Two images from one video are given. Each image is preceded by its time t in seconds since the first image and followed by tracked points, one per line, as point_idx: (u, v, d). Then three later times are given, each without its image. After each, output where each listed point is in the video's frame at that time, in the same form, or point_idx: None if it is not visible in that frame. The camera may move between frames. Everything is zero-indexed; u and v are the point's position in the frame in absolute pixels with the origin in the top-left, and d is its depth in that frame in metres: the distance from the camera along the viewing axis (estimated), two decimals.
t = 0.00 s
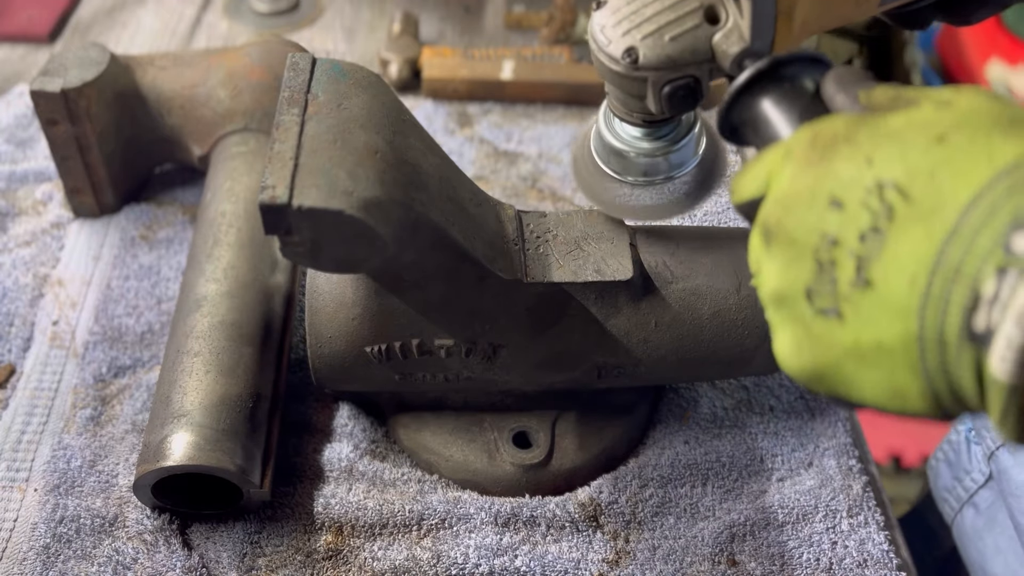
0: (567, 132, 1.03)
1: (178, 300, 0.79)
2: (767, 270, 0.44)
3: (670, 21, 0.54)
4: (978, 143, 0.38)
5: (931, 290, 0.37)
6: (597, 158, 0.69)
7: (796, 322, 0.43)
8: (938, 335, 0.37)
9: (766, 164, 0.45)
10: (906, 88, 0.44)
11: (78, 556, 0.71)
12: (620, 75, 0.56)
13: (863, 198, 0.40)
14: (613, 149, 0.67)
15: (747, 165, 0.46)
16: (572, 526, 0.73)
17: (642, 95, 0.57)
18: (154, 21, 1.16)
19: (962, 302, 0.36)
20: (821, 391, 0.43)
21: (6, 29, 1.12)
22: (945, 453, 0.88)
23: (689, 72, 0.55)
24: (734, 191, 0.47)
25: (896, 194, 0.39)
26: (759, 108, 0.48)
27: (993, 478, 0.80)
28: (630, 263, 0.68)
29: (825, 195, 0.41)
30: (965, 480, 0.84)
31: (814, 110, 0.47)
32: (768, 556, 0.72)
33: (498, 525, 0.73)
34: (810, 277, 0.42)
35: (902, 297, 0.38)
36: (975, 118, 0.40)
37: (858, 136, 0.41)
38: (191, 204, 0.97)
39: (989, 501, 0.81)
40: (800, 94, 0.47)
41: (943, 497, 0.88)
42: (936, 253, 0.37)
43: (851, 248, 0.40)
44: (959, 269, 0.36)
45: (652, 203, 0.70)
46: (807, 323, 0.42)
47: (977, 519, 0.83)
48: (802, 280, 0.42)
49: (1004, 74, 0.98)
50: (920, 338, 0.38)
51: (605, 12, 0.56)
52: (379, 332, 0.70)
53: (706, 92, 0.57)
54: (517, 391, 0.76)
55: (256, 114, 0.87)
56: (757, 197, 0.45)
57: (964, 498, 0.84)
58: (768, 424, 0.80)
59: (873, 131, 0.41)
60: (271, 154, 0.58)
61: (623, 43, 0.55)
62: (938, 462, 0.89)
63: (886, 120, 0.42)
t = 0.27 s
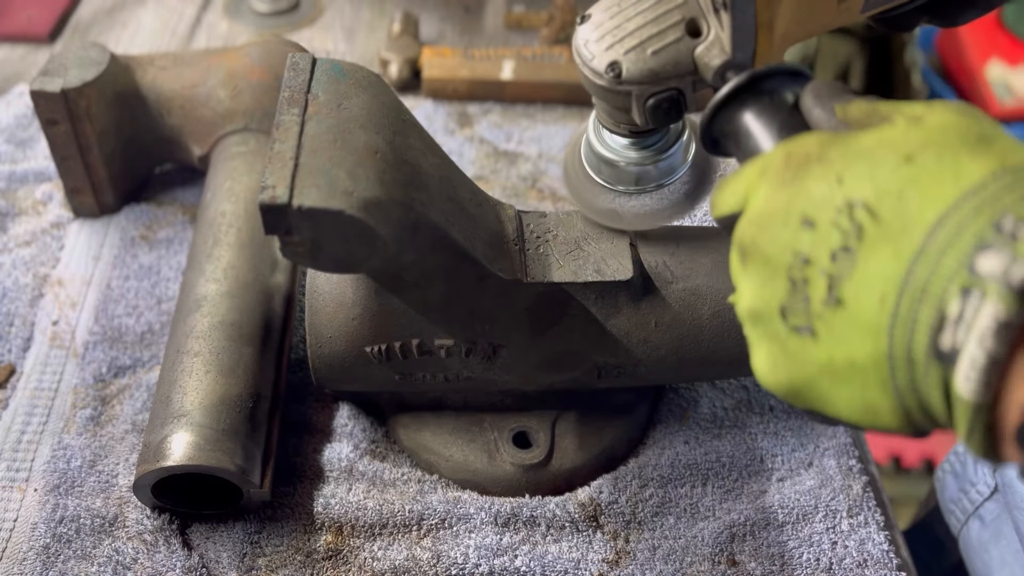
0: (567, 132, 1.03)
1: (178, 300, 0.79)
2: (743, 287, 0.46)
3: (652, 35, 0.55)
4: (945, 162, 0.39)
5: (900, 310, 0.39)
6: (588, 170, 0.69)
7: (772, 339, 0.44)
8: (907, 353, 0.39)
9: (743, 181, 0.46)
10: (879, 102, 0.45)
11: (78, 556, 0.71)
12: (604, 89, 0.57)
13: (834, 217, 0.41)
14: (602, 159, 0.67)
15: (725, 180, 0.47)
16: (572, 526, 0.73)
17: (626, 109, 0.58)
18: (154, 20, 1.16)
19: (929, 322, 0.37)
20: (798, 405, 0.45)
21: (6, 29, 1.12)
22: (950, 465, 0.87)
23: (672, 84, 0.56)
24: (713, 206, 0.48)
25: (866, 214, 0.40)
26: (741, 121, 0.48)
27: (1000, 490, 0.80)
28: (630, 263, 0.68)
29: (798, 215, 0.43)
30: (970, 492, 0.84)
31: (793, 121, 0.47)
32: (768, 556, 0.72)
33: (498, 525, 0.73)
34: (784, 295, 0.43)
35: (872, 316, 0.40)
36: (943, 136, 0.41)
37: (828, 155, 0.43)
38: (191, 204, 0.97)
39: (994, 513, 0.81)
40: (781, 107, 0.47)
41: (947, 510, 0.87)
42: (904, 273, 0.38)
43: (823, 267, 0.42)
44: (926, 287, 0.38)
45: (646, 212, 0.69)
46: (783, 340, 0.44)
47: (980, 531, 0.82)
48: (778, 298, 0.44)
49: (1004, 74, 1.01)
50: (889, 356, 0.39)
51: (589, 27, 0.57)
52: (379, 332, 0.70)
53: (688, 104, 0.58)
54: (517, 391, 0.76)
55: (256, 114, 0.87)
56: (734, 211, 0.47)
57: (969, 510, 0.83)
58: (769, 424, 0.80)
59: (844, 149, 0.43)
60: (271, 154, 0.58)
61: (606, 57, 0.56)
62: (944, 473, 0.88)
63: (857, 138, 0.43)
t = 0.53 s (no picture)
0: (567, 132, 1.02)
1: (178, 300, 0.79)
2: (744, 322, 0.45)
3: (643, 53, 0.55)
4: (951, 192, 0.39)
5: (910, 347, 0.39)
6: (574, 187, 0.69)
7: (777, 374, 0.44)
8: (918, 391, 0.39)
9: (743, 209, 0.46)
10: (877, 124, 0.46)
11: (78, 556, 0.71)
12: (594, 109, 0.57)
13: (839, 251, 0.41)
14: (591, 177, 0.67)
15: (725, 206, 0.47)
16: (572, 526, 0.73)
17: (617, 128, 0.58)
18: (154, 20, 1.16)
19: (940, 359, 0.38)
20: (804, 441, 0.45)
21: (6, 29, 1.12)
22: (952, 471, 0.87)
23: (664, 104, 0.55)
24: (711, 232, 0.48)
25: (872, 248, 0.40)
26: (737, 143, 0.48)
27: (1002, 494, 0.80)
28: (630, 263, 0.68)
29: (802, 248, 0.42)
30: (972, 497, 0.83)
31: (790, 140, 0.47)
32: (768, 556, 0.72)
33: (498, 525, 0.73)
34: (789, 329, 0.43)
35: (881, 353, 0.40)
36: (947, 164, 0.41)
37: (829, 186, 0.42)
38: (192, 204, 0.97)
39: (996, 518, 0.80)
40: (777, 129, 0.47)
41: (949, 514, 0.87)
42: (914, 309, 0.39)
43: (829, 302, 0.42)
44: (937, 324, 0.38)
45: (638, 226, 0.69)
46: (789, 375, 0.44)
47: (983, 536, 0.81)
48: (782, 332, 0.43)
49: (1004, 74, 1.01)
50: (900, 394, 0.40)
51: (578, 46, 0.57)
52: (379, 332, 0.70)
53: (682, 120, 0.57)
54: (517, 391, 0.76)
55: (256, 113, 0.87)
56: (734, 238, 0.47)
57: (971, 515, 0.83)
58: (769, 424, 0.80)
59: (847, 180, 0.42)
60: (271, 154, 0.58)
61: (596, 77, 0.55)
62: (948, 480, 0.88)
63: (859, 167, 0.43)
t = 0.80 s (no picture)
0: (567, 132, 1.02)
1: (178, 301, 0.79)
2: (748, 312, 0.46)
3: (646, 48, 0.57)
4: (949, 188, 0.40)
5: (907, 338, 0.39)
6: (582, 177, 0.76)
7: (779, 364, 0.44)
8: (915, 381, 0.39)
9: (746, 204, 0.46)
10: (879, 121, 0.47)
11: (78, 555, 0.71)
12: (598, 102, 0.59)
13: (838, 243, 0.41)
14: (596, 166, 0.73)
15: (727, 198, 0.48)
16: (572, 526, 0.73)
17: (620, 121, 0.60)
18: (154, 20, 1.16)
19: (936, 349, 0.38)
20: (806, 429, 0.45)
21: (6, 29, 1.12)
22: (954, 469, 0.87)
23: (667, 97, 0.58)
24: (714, 226, 0.49)
25: (870, 240, 0.40)
26: (740, 138, 0.48)
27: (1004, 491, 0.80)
28: (630, 263, 0.68)
29: (802, 241, 0.43)
30: (974, 495, 0.83)
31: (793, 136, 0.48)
32: (768, 556, 0.72)
33: (498, 525, 0.73)
34: (790, 320, 0.43)
35: (879, 344, 0.40)
36: (946, 159, 0.41)
37: (829, 181, 0.43)
38: (192, 204, 0.97)
39: (999, 516, 0.80)
40: (778, 122, 0.48)
41: (952, 512, 0.87)
42: (911, 300, 0.39)
43: (828, 294, 0.42)
44: (933, 315, 0.38)
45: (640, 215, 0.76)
46: (790, 365, 0.44)
47: (986, 534, 0.81)
48: (783, 323, 0.44)
49: (1004, 74, 1.00)
50: (897, 384, 0.40)
51: (581, 39, 0.59)
52: (379, 332, 0.70)
53: (683, 113, 0.60)
54: (517, 391, 0.76)
55: (256, 113, 0.87)
56: (737, 230, 0.47)
57: (974, 512, 0.83)
58: (768, 424, 0.80)
59: (847, 174, 0.43)
60: (271, 154, 0.58)
61: (601, 70, 0.58)
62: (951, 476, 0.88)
63: (860, 162, 0.43)
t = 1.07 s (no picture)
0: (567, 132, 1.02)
1: (179, 300, 0.79)
2: (757, 353, 0.45)
3: (640, 70, 0.54)
4: (965, 220, 0.41)
5: (932, 377, 0.39)
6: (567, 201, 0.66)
7: (793, 404, 0.44)
8: (943, 422, 0.40)
9: (752, 239, 0.46)
10: (882, 142, 0.48)
11: (78, 555, 0.71)
12: (590, 128, 0.55)
13: (855, 281, 0.42)
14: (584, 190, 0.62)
15: (731, 228, 0.47)
16: (572, 526, 0.73)
17: (613, 146, 0.57)
18: (154, 20, 1.16)
19: (964, 389, 0.39)
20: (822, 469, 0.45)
21: (6, 29, 1.12)
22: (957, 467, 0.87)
23: (662, 121, 0.55)
24: (718, 254, 0.48)
25: (888, 277, 0.41)
26: (743, 164, 0.48)
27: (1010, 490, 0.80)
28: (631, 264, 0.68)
29: (816, 278, 0.43)
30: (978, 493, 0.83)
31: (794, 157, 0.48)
32: (768, 556, 0.72)
33: (498, 525, 0.73)
34: (805, 360, 0.43)
35: (902, 384, 0.40)
36: (959, 187, 0.42)
37: (841, 214, 0.43)
38: (192, 204, 0.97)
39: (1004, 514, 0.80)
40: (780, 146, 0.48)
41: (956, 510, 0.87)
42: (934, 339, 0.39)
43: (846, 332, 0.42)
44: (959, 353, 0.39)
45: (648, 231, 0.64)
46: (806, 406, 0.44)
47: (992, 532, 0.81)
48: (797, 363, 0.43)
49: (1004, 75, 1.00)
50: (924, 425, 0.40)
51: (571, 62, 0.56)
52: (379, 332, 0.70)
53: (679, 137, 0.57)
54: (517, 391, 0.76)
55: (256, 114, 0.87)
56: (743, 260, 0.47)
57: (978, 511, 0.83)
58: (768, 424, 0.80)
59: (859, 208, 0.43)
60: (271, 155, 0.58)
61: (592, 95, 0.54)
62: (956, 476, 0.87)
63: (871, 195, 0.43)
